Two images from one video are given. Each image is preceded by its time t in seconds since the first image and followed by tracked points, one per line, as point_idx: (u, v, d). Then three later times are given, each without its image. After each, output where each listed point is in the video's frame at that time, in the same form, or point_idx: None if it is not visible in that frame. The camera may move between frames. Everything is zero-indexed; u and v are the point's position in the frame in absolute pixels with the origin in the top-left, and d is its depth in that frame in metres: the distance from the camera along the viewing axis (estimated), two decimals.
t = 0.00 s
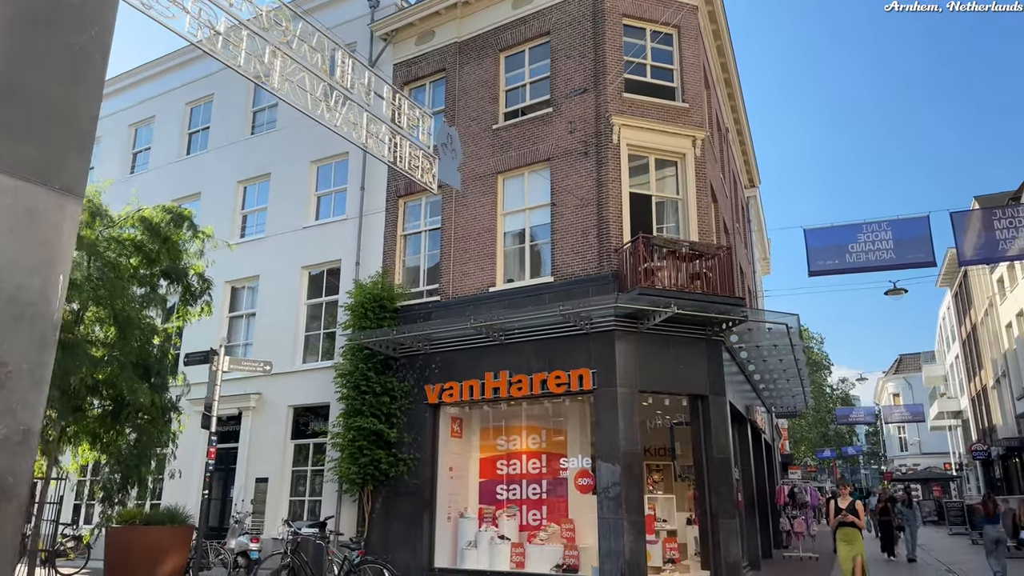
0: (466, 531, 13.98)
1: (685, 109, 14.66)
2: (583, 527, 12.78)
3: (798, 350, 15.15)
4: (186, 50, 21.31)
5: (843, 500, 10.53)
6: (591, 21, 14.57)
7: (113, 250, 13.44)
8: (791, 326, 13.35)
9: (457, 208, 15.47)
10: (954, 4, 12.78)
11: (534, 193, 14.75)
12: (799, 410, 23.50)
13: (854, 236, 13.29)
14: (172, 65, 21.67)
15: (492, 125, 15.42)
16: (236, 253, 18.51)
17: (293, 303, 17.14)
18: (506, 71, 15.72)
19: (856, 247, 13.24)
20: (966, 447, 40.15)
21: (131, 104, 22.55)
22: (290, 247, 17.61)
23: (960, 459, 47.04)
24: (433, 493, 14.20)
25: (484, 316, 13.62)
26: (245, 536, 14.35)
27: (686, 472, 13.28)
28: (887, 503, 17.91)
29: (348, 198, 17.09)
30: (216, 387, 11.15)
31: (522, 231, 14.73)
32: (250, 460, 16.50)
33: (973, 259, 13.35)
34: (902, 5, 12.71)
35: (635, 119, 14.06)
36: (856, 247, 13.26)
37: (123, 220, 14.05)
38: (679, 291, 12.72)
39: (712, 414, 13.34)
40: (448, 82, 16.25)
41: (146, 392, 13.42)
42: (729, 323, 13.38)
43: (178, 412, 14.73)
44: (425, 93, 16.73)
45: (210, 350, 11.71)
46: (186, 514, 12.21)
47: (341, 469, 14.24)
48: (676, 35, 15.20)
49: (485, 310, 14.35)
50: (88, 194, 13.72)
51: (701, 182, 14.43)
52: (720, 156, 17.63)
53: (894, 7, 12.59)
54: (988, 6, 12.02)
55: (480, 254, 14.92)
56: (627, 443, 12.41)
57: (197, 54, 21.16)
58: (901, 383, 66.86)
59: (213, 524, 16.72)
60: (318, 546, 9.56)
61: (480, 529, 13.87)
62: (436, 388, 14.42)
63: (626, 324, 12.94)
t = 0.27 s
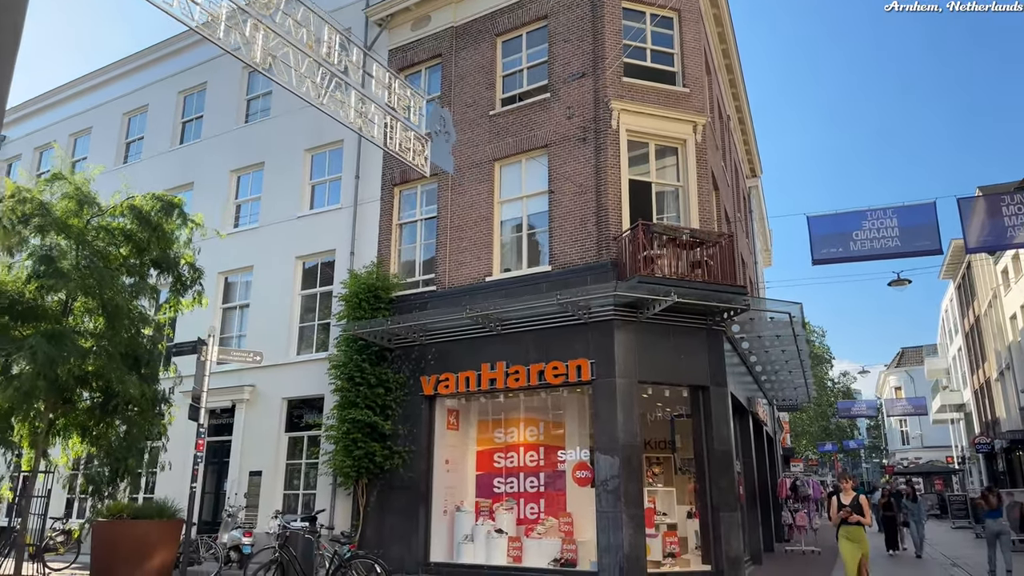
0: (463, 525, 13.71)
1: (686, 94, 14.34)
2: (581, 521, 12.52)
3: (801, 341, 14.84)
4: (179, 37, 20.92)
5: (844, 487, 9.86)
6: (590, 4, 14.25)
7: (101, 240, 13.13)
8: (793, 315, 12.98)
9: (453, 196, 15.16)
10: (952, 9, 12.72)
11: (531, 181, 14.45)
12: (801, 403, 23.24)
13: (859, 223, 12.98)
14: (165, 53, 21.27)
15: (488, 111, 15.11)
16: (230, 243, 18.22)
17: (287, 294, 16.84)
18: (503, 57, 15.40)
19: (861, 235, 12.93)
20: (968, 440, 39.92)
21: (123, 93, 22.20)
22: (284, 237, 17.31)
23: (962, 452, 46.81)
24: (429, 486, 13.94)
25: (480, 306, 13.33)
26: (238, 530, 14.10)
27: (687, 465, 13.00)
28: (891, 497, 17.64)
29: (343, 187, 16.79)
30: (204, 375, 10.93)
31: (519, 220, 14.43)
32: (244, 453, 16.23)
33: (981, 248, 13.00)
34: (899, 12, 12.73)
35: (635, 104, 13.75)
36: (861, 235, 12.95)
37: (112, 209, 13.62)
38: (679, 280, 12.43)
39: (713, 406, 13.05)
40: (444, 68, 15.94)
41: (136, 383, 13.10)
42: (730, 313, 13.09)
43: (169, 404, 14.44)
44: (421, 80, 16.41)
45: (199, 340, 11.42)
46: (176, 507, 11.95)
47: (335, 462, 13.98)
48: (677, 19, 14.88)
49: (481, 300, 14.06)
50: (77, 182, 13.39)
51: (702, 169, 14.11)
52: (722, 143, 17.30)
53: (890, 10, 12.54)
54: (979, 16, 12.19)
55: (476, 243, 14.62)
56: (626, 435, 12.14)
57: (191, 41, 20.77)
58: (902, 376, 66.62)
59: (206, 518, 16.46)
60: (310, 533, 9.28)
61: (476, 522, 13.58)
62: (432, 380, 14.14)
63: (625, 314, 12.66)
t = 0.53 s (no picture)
0: (459, 525, 13.41)
1: (688, 86, 14.02)
2: (580, 522, 12.22)
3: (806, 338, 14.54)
4: (173, 30, 20.61)
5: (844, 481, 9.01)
6: None
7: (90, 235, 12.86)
8: (798, 311, 12.65)
9: (449, 190, 14.85)
10: (954, 7, 12.45)
11: (529, 174, 14.14)
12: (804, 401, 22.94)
13: (865, 217, 12.65)
14: (159, 46, 20.97)
15: (485, 104, 14.80)
16: (224, 239, 17.95)
17: (281, 290, 16.55)
18: (501, 48, 15.09)
19: (867, 229, 12.58)
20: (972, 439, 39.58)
21: (117, 88, 21.93)
22: (278, 232, 17.02)
23: (965, 451, 46.45)
24: (425, 486, 13.66)
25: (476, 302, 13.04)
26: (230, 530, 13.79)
27: (688, 465, 12.70)
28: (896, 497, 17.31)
29: (338, 181, 16.49)
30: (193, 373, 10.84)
31: (517, 214, 14.12)
32: (237, 452, 15.95)
33: (991, 243, 12.65)
34: (899, 10, 12.45)
35: (635, 96, 13.44)
36: (867, 229, 12.62)
37: (101, 203, 13.29)
38: (681, 275, 12.12)
39: (715, 404, 12.74)
40: (441, 59, 15.63)
41: (125, 380, 12.79)
42: (733, 309, 12.78)
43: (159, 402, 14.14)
44: (417, 72, 16.11)
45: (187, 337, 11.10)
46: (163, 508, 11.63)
47: (329, 462, 13.68)
48: (678, 9, 14.58)
49: (478, 296, 13.76)
50: (65, 175, 13.10)
51: (704, 162, 13.80)
52: (724, 137, 16.99)
53: (891, 8, 12.27)
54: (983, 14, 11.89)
55: (473, 238, 14.32)
56: (626, 434, 11.84)
57: (185, 34, 20.47)
58: (906, 374, 66.29)
59: (199, 518, 16.20)
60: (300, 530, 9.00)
61: (473, 523, 13.30)
62: (427, 377, 13.85)
63: (625, 310, 12.36)
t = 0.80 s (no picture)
0: (457, 523, 13.15)
1: (689, 75, 13.74)
2: (580, 519, 11.95)
3: (810, 333, 14.26)
4: (168, 22, 20.34)
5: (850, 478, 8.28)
6: None
7: (80, 228, 12.62)
8: (802, 304, 12.36)
9: (446, 182, 14.57)
10: (954, 5, 12.21)
11: (527, 165, 13.86)
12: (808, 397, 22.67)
13: (870, 208, 12.38)
14: (153, 39, 20.72)
15: (483, 94, 14.53)
16: (219, 233, 17.70)
17: (276, 285, 16.29)
18: (499, 37, 14.82)
19: (872, 220, 12.33)
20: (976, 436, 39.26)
21: (111, 81, 21.67)
22: (273, 226, 16.75)
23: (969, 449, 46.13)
24: (422, 483, 13.40)
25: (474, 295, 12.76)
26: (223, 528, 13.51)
27: (690, 462, 12.42)
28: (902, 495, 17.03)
29: (334, 174, 16.22)
30: (182, 365, 10.67)
31: (515, 206, 13.85)
32: (231, 449, 15.69)
33: (1000, 233, 12.33)
34: (898, 10, 12.15)
35: (635, 85, 13.16)
36: (872, 220, 12.35)
37: (90, 195, 13.05)
38: (683, 267, 11.84)
39: (718, 399, 12.43)
40: (438, 50, 15.36)
41: (115, 375, 12.55)
42: (735, 302, 12.50)
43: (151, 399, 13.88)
44: (414, 63, 15.84)
45: (176, 329, 10.92)
46: (153, 508, 11.36)
47: (323, 459, 13.40)
48: None
49: (476, 290, 13.47)
50: (53, 166, 12.89)
51: (706, 152, 13.51)
52: (726, 128, 16.70)
53: (890, 7, 12.02)
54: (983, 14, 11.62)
55: (470, 230, 14.04)
56: (626, 430, 11.57)
57: (180, 27, 20.20)
58: (909, 372, 65.93)
59: (194, 516, 15.97)
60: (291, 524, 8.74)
61: (470, 521, 13.04)
62: (424, 372, 13.58)
63: (625, 303, 12.08)
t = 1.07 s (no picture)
0: (452, 526, 12.86)
1: (691, 67, 13.42)
2: (578, 522, 11.65)
3: (814, 331, 13.93)
4: (162, 17, 20.07)
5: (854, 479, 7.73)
6: None
7: (68, 224, 12.36)
8: (806, 302, 12.03)
9: (442, 178, 14.28)
10: (954, 5, 11.88)
11: (525, 160, 13.55)
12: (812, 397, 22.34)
13: (876, 203, 12.07)
14: (147, 34, 20.44)
15: (480, 87, 14.23)
16: (213, 230, 17.43)
17: (270, 283, 16.01)
18: (496, 30, 14.52)
19: (878, 215, 12.01)
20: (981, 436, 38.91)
21: (105, 77, 21.39)
22: (267, 223, 16.48)
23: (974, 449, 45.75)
24: (417, 485, 13.11)
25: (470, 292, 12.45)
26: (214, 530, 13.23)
27: (691, 463, 12.11)
28: (909, 496, 16.68)
29: (328, 170, 15.94)
30: (169, 364, 10.40)
31: (512, 202, 13.54)
32: (224, 450, 15.41)
33: (1010, 228, 11.99)
34: (898, 9, 11.87)
35: (635, 77, 12.85)
36: (878, 216, 12.03)
37: (78, 190, 12.77)
38: (684, 263, 11.52)
39: (720, 400, 12.08)
40: (434, 43, 15.07)
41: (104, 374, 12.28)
42: (738, 299, 12.18)
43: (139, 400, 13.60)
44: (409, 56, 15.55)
45: (162, 327, 10.65)
46: (139, 511, 11.07)
47: (316, 460, 13.09)
48: None
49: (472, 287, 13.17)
50: (40, 162, 12.65)
51: (708, 146, 13.19)
52: (728, 122, 16.38)
53: (891, 8, 11.73)
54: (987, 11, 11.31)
55: (466, 227, 13.74)
56: (626, 430, 11.26)
57: (173, 22, 19.93)
58: (913, 371, 65.59)
59: (186, 518, 15.71)
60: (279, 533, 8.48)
61: (467, 524, 12.75)
62: (419, 372, 13.27)
63: (624, 301, 11.78)
